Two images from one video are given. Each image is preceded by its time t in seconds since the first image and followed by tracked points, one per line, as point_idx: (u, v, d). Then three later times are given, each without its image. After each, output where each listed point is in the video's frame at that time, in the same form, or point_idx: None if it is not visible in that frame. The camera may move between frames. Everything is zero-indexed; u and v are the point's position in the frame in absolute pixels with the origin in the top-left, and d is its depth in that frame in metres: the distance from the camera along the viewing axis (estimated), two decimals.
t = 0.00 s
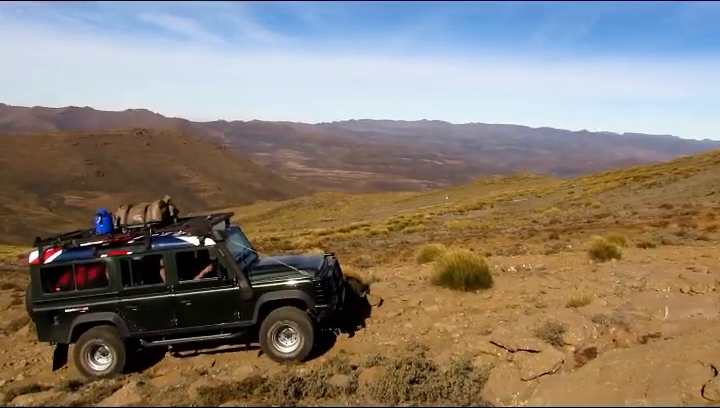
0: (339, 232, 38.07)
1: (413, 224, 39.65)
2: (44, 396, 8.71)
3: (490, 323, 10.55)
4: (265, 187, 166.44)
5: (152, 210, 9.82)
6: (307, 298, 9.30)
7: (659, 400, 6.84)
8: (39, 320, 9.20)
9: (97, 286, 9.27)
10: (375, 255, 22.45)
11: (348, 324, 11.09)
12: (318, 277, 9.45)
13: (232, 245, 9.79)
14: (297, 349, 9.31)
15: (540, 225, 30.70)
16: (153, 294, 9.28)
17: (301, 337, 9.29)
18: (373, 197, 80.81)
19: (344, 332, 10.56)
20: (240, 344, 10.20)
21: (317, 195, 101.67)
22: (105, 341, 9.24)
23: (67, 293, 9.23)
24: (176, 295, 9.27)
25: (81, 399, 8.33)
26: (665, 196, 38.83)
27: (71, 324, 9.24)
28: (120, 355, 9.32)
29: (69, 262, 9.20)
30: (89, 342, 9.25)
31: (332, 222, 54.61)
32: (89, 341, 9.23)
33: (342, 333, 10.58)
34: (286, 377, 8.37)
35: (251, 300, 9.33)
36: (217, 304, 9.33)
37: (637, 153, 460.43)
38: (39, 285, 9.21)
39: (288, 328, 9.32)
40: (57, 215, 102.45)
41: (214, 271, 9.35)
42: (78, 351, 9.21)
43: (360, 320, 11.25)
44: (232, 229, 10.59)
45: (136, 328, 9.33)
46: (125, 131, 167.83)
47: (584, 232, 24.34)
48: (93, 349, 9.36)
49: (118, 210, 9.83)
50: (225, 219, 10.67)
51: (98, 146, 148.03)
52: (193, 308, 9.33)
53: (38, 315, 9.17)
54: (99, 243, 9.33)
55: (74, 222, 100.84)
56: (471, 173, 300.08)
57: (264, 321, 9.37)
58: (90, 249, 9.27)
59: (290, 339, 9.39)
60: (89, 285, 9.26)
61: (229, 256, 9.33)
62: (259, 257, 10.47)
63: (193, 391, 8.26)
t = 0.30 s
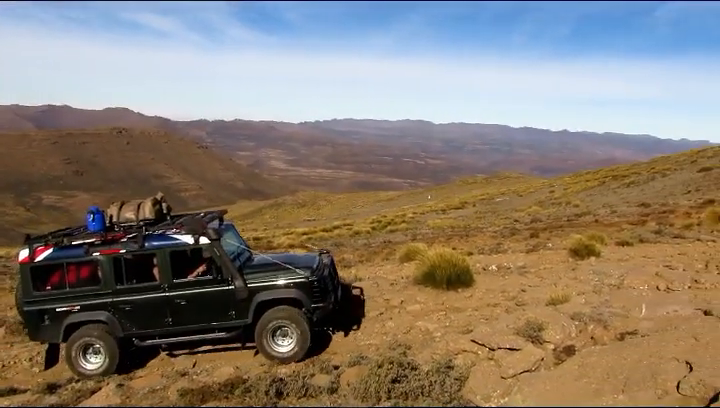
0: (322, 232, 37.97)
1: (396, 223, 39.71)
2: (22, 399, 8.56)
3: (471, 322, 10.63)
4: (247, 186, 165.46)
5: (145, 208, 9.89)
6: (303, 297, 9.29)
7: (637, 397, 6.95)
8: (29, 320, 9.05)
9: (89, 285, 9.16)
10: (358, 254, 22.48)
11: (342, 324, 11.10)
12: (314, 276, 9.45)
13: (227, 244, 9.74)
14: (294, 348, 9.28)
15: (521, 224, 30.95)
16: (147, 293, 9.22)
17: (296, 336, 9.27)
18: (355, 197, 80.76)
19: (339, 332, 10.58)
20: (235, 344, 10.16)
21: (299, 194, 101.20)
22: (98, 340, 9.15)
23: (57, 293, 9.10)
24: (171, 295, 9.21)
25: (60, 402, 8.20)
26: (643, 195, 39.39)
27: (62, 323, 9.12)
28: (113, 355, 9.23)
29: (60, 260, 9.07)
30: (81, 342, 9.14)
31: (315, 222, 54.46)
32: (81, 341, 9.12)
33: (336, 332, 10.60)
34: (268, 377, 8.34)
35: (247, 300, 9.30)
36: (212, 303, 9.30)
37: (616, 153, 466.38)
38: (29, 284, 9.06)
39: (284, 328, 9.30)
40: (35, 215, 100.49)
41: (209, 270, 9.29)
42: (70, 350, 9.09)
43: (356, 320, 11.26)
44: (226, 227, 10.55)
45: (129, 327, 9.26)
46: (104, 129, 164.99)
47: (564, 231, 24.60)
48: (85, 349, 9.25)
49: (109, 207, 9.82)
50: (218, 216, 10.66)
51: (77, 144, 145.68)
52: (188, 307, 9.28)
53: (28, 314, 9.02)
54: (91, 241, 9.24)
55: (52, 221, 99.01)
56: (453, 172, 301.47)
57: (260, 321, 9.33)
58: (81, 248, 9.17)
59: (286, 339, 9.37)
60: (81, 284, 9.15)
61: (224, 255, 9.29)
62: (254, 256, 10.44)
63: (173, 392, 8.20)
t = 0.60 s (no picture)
0: (306, 234, 37.87)
1: (380, 226, 39.75)
2: None
3: (454, 324, 10.68)
4: (230, 189, 164.53)
5: (144, 209, 9.75)
6: (302, 301, 9.29)
7: (616, 398, 7.02)
8: (25, 321, 8.96)
9: (86, 287, 9.09)
10: (342, 256, 22.49)
11: (338, 327, 11.10)
12: (313, 280, 9.47)
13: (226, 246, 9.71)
14: (292, 353, 9.24)
15: (503, 227, 31.19)
16: (145, 295, 9.15)
17: (295, 340, 9.24)
18: (339, 199, 80.71)
19: (336, 336, 10.60)
20: (230, 347, 10.10)
21: (283, 197, 100.72)
22: (94, 342, 9.06)
23: (53, 294, 9.02)
24: (169, 297, 9.16)
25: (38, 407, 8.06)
26: (623, 197, 39.93)
27: (58, 324, 9.03)
28: (109, 357, 9.13)
29: (57, 260, 8.99)
30: (77, 343, 9.06)
31: (298, 224, 54.37)
32: (78, 341, 9.03)
33: (333, 335, 10.62)
34: (249, 381, 8.30)
35: (245, 303, 9.28)
36: (211, 307, 9.25)
37: (597, 156, 471.91)
38: (25, 284, 8.98)
39: (282, 332, 9.27)
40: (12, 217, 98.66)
41: (209, 272, 9.26)
42: (65, 352, 9.00)
43: (352, 323, 11.26)
44: (224, 229, 10.54)
45: (126, 329, 9.20)
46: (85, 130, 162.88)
47: (546, 233, 24.83)
48: (81, 350, 9.14)
49: (107, 208, 9.70)
50: (217, 218, 10.63)
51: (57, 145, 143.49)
52: (185, 310, 9.23)
53: (24, 315, 8.94)
54: (88, 241, 9.17)
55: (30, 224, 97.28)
56: (437, 175, 302.83)
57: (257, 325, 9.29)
58: (77, 248, 9.10)
59: (285, 343, 9.32)
60: (77, 285, 9.07)
61: (223, 258, 9.26)
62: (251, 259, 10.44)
63: (154, 397, 8.12)
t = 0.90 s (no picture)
0: (291, 240, 37.82)
1: (365, 232, 39.81)
2: None
3: (439, 330, 10.69)
4: (215, 196, 163.71)
5: (145, 214, 9.75)
6: (305, 306, 9.25)
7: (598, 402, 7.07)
8: (22, 327, 8.81)
9: (85, 292, 8.97)
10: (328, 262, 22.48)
11: (339, 332, 11.07)
12: (316, 285, 9.44)
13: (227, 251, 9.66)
14: (295, 358, 9.23)
15: (488, 232, 31.38)
16: (145, 301, 9.05)
17: (297, 345, 9.23)
18: (325, 205, 80.70)
19: (337, 340, 10.59)
20: (230, 353, 10.02)
21: (268, 203, 100.23)
22: (93, 348, 8.92)
23: (52, 299, 8.89)
24: (170, 302, 9.06)
25: None
26: (607, 203, 40.35)
27: (56, 331, 8.88)
28: (107, 363, 8.97)
29: (56, 265, 8.89)
30: (76, 349, 8.90)
31: (284, 230, 54.30)
32: (76, 348, 8.88)
33: (334, 340, 10.61)
34: (234, 389, 8.23)
35: (248, 308, 9.21)
36: (212, 312, 9.18)
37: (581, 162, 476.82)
38: (23, 290, 8.85)
39: (284, 337, 9.24)
40: None
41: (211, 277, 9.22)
42: (63, 358, 8.85)
43: (352, 328, 11.25)
44: (226, 234, 10.50)
45: (125, 335, 9.06)
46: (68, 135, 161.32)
47: (530, 239, 25.00)
48: (80, 357, 8.99)
49: (108, 213, 9.71)
50: (218, 223, 10.60)
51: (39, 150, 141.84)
52: (187, 315, 9.13)
53: (21, 321, 8.79)
54: (89, 246, 9.11)
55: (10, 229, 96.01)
56: (422, 181, 303.87)
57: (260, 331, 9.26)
58: (78, 253, 9.02)
59: (286, 348, 9.31)
60: (76, 291, 8.96)
61: (226, 263, 9.22)
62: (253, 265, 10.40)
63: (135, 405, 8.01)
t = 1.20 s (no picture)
0: (278, 242, 37.73)
1: (352, 234, 39.85)
2: None
3: (426, 332, 10.72)
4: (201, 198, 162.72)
5: (138, 216, 9.83)
6: (302, 305, 9.23)
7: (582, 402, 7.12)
8: (14, 331, 8.68)
9: (79, 295, 8.87)
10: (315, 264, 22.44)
11: (334, 333, 11.08)
12: (312, 284, 9.42)
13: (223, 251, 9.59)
14: (293, 358, 9.21)
15: (474, 234, 31.53)
16: (141, 302, 8.97)
17: (296, 345, 9.21)
18: (311, 207, 80.68)
19: (333, 340, 10.61)
20: (226, 354, 9.97)
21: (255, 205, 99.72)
22: (88, 351, 8.82)
23: (45, 303, 8.78)
24: (165, 304, 8.99)
25: None
26: (591, 205, 40.75)
27: (49, 335, 8.77)
28: (103, 366, 8.87)
29: (49, 268, 8.77)
30: (71, 353, 8.78)
31: (270, 233, 54.16)
32: (71, 351, 8.76)
33: (330, 341, 10.62)
34: (219, 392, 8.18)
35: (244, 308, 9.17)
36: (209, 313, 9.12)
37: (565, 164, 481.68)
38: (15, 294, 8.73)
39: (282, 337, 9.22)
40: None
41: (207, 277, 9.15)
42: (57, 363, 8.73)
43: (348, 328, 11.28)
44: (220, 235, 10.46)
45: (120, 338, 8.98)
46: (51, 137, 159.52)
47: (516, 241, 25.16)
48: (74, 361, 8.86)
49: (101, 215, 9.69)
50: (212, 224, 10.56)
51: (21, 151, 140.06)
52: (183, 317, 9.06)
53: (13, 325, 8.67)
54: (82, 249, 9.00)
55: None
56: (409, 183, 304.99)
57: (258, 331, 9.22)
58: (71, 256, 8.92)
59: (285, 348, 9.28)
60: (70, 294, 8.86)
61: (222, 263, 9.15)
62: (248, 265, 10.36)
63: None
